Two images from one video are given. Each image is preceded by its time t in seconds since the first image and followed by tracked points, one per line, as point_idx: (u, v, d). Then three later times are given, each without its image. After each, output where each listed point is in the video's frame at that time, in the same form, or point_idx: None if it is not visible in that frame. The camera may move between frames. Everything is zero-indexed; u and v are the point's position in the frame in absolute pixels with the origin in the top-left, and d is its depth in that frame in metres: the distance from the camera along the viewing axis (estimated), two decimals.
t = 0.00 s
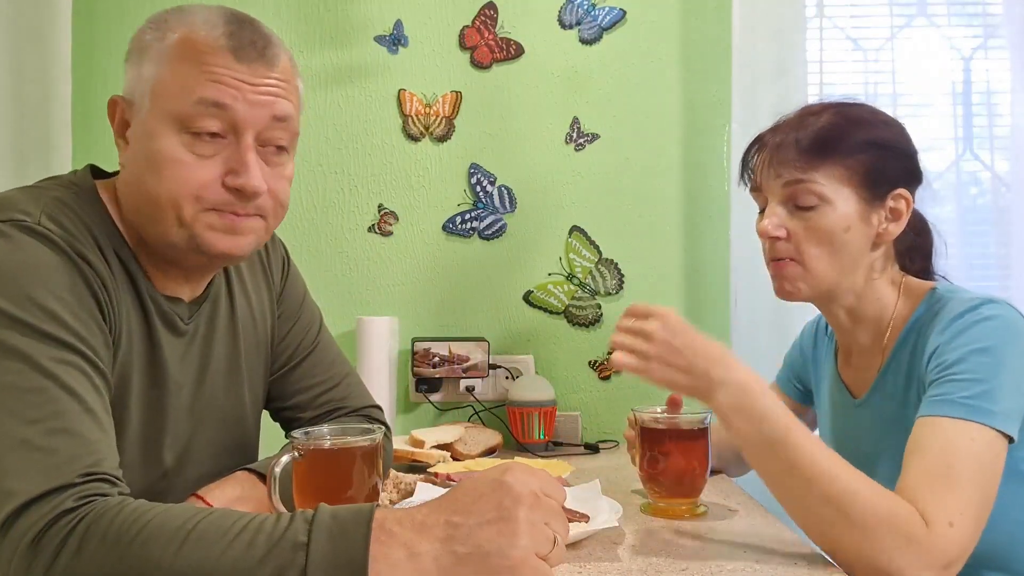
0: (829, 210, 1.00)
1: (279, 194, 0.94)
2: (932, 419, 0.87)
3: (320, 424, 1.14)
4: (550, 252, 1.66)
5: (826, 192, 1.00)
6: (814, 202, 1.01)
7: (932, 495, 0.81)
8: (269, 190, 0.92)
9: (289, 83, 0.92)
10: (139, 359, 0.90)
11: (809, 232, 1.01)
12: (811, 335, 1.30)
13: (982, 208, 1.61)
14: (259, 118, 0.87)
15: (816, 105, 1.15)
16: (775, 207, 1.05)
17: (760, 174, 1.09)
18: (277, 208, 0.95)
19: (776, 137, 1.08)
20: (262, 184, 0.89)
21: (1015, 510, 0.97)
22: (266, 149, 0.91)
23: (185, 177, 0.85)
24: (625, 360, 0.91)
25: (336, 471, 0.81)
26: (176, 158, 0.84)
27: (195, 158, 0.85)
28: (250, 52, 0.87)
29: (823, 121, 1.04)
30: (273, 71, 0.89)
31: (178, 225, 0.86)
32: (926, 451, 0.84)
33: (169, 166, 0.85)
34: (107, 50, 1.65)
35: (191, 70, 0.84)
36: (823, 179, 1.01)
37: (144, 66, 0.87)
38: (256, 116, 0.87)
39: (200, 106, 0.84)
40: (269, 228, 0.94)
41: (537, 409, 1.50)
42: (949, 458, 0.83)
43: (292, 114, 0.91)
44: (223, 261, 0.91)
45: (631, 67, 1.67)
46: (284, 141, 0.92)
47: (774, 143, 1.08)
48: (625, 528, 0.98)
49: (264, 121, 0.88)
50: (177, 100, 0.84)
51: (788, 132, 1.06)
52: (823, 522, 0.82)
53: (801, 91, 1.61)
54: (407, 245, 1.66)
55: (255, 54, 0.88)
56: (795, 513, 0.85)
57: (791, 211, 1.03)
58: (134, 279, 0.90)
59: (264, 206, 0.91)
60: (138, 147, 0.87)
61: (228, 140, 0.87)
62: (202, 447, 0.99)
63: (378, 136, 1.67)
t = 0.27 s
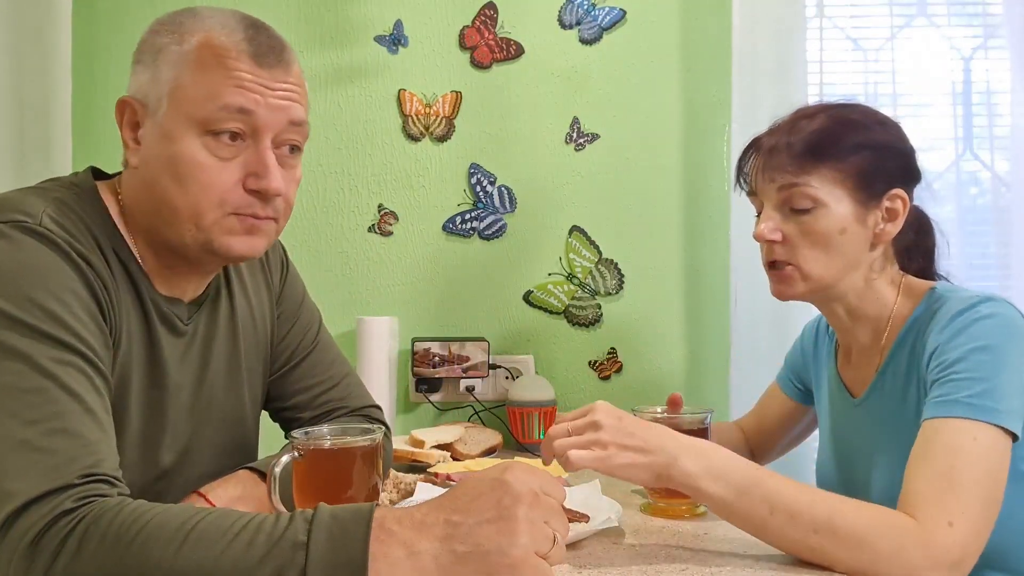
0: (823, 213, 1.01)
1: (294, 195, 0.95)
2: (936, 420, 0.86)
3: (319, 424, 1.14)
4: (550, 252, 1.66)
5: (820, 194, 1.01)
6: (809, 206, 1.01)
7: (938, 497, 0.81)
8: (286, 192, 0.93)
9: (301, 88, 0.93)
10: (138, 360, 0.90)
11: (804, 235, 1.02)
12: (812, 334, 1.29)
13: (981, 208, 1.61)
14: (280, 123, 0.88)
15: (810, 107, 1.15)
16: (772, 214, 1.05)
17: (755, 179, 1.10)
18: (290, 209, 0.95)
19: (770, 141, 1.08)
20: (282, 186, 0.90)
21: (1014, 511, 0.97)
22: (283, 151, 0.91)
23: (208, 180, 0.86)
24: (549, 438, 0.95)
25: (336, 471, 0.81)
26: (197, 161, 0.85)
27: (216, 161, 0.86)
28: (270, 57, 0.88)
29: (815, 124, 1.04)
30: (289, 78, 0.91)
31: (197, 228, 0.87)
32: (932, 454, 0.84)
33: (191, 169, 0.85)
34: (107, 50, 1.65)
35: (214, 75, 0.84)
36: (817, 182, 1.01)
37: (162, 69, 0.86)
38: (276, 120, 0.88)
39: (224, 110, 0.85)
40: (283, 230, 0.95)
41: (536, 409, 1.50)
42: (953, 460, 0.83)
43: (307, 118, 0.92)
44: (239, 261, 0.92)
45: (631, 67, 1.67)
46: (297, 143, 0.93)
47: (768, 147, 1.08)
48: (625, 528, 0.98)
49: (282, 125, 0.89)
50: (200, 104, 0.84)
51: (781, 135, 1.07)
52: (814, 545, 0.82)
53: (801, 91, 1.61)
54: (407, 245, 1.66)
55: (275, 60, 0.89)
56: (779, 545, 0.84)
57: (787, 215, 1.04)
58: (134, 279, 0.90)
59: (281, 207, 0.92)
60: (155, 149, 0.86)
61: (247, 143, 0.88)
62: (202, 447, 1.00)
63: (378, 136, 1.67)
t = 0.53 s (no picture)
0: (824, 215, 1.01)
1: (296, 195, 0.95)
2: (940, 415, 0.87)
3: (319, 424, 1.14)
4: (550, 252, 1.66)
5: (821, 197, 1.01)
6: (810, 208, 1.01)
7: (937, 497, 0.81)
8: (289, 192, 0.92)
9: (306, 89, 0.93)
10: (136, 360, 0.90)
11: (805, 238, 1.02)
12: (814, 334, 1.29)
13: (981, 208, 1.61)
14: (283, 123, 0.88)
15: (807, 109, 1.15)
16: (773, 217, 1.05)
17: (756, 182, 1.10)
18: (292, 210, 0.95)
19: (770, 142, 1.08)
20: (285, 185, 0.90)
21: (1014, 510, 0.97)
22: (286, 151, 0.91)
23: (213, 180, 0.86)
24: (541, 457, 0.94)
25: (336, 471, 0.81)
26: (202, 160, 0.85)
27: (221, 160, 0.86)
28: (275, 58, 0.89)
29: (816, 126, 1.04)
30: (292, 78, 0.90)
31: (201, 229, 0.87)
32: (933, 454, 0.84)
33: (196, 169, 0.85)
34: (107, 50, 1.65)
35: (219, 75, 0.85)
36: (818, 185, 1.01)
37: (166, 69, 0.86)
38: (280, 120, 0.88)
39: (229, 110, 0.85)
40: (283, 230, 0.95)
41: (536, 409, 1.50)
42: (955, 455, 0.83)
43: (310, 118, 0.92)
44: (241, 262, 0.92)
45: (631, 67, 1.67)
46: (300, 143, 0.93)
47: (769, 148, 1.08)
48: (625, 528, 0.98)
49: (286, 125, 0.89)
50: (206, 104, 0.84)
51: (781, 137, 1.06)
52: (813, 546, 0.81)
53: (801, 92, 1.61)
54: (406, 245, 1.66)
55: (280, 60, 0.89)
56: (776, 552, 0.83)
57: (788, 217, 1.04)
58: (134, 280, 0.89)
59: (283, 208, 0.92)
60: (161, 149, 0.86)
61: (251, 142, 0.88)
62: (201, 447, 1.00)
63: (377, 136, 1.67)
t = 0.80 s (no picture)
0: (828, 216, 1.01)
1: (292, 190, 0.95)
2: (935, 409, 0.87)
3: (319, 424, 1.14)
4: (550, 252, 1.66)
5: (824, 198, 1.01)
6: (814, 210, 1.01)
7: (929, 485, 0.81)
8: (284, 187, 0.92)
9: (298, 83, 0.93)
10: (135, 359, 0.90)
11: (809, 239, 1.02)
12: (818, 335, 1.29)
13: (981, 208, 1.61)
14: (277, 117, 0.88)
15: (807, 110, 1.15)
16: (777, 218, 1.05)
17: (760, 184, 1.10)
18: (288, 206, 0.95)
19: (773, 144, 1.08)
20: (281, 178, 0.90)
21: (1012, 509, 0.97)
22: (281, 146, 0.91)
23: (209, 175, 0.86)
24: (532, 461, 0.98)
25: (336, 471, 0.81)
26: (196, 155, 0.85)
27: (217, 155, 0.86)
28: (268, 51, 0.89)
29: (818, 127, 1.04)
30: (283, 71, 0.90)
31: (198, 227, 0.87)
32: (926, 442, 0.84)
33: (193, 165, 0.85)
34: (107, 51, 1.65)
35: (211, 70, 0.85)
36: (822, 187, 1.01)
37: (159, 66, 0.86)
38: (273, 114, 0.88)
39: (221, 104, 0.85)
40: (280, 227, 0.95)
41: (536, 409, 1.50)
42: (947, 446, 0.83)
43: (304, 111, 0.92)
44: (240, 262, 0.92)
45: (630, 67, 1.67)
46: (295, 137, 0.93)
47: (772, 150, 1.08)
48: (625, 528, 0.98)
49: (280, 118, 0.89)
50: (199, 99, 0.84)
51: (783, 139, 1.06)
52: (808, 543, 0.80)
53: (801, 92, 1.61)
54: (406, 245, 1.66)
55: (272, 55, 0.89)
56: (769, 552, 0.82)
57: (792, 219, 1.04)
58: (132, 280, 0.89)
59: (278, 203, 0.92)
60: (157, 145, 0.86)
61: (246, 137, 0.88)
62: (201, 447, 1.00)
63: (377, 136, 1.67)
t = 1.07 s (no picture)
0: (828, 217, 1.01)
1: (282, 194, 0.94)
2: (929, 405, 0.87)
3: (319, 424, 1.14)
4: (550, 252, 1.66)
5: (826, 199, 1.01)
6: (815, 210, 1.01)
7: (920, 478, 0.81)
8: (272, 193, 0.91)
9: (289, 86, 0.91)
10: (135, 359, 0.90)
11: (809, 239, 1.02)
12: (819, 335, 1.30)
13: (981, 208, 1.61)
14: (263, 119, 0.88)
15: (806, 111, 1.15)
16: (778, 219, 1.05)
17: (760, 185, 1.10)
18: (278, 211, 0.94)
19: (773, 145, 1.08)
20: (267, 185, 0.89)
21: (1011, 509, 0.98)
22: (270, 149, 0.90)
23: (192, 181, 0.85)
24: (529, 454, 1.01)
25: (336, 471, 0.81)
26: (178, 161, 0.85)
27: (203, 162, 0.85)
28: (252, 55, 0.87)
29: (818, 128, 1.04)
30: (272, 73, 0.89)
31: (185, 233, 0.87)
32: (918, 436, 0.84)
33: (176, 171, 0.85)
34: (107, 51, 1.65)
35: (193, 74, 0.84)
36: (823, 188, 1.01)
37: (147, 71, 0.86)
38: (258, 117, 0.87)
39: (205, 108, 0.84)
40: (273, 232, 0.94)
41: (537, 409, 1.50)
42: (940, 441, 0.83)
43: (293, 112, 0.91)
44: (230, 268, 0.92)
45: (630, 67, 1.67)
46: (285, 141, 0.92)
47: (772, 151, 1.08)
48: (625, 527, 0.98)
49: (266, 122, 0.88)
50: (182, 103, 0.84)
51: (783, 140, 1.07)
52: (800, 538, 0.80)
53: (801, 92, 1.61)
54: (406, 245, 1.66)
55: (257, 58, 0.88)
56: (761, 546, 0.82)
57: (793, 219, 1.04)
58: (133, 280, 0.90)
59: (268, 209, 0.91)
60: (144, 150, 0.87)
61: (231, 143, 0.87)
62: (201, 446, 1.00)
63: (377, 136, 1.67)
